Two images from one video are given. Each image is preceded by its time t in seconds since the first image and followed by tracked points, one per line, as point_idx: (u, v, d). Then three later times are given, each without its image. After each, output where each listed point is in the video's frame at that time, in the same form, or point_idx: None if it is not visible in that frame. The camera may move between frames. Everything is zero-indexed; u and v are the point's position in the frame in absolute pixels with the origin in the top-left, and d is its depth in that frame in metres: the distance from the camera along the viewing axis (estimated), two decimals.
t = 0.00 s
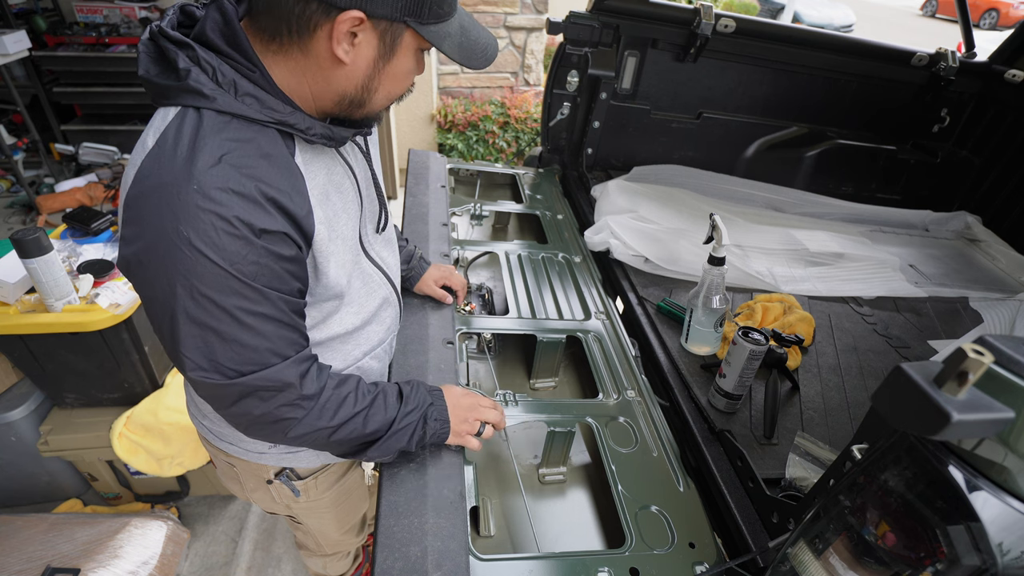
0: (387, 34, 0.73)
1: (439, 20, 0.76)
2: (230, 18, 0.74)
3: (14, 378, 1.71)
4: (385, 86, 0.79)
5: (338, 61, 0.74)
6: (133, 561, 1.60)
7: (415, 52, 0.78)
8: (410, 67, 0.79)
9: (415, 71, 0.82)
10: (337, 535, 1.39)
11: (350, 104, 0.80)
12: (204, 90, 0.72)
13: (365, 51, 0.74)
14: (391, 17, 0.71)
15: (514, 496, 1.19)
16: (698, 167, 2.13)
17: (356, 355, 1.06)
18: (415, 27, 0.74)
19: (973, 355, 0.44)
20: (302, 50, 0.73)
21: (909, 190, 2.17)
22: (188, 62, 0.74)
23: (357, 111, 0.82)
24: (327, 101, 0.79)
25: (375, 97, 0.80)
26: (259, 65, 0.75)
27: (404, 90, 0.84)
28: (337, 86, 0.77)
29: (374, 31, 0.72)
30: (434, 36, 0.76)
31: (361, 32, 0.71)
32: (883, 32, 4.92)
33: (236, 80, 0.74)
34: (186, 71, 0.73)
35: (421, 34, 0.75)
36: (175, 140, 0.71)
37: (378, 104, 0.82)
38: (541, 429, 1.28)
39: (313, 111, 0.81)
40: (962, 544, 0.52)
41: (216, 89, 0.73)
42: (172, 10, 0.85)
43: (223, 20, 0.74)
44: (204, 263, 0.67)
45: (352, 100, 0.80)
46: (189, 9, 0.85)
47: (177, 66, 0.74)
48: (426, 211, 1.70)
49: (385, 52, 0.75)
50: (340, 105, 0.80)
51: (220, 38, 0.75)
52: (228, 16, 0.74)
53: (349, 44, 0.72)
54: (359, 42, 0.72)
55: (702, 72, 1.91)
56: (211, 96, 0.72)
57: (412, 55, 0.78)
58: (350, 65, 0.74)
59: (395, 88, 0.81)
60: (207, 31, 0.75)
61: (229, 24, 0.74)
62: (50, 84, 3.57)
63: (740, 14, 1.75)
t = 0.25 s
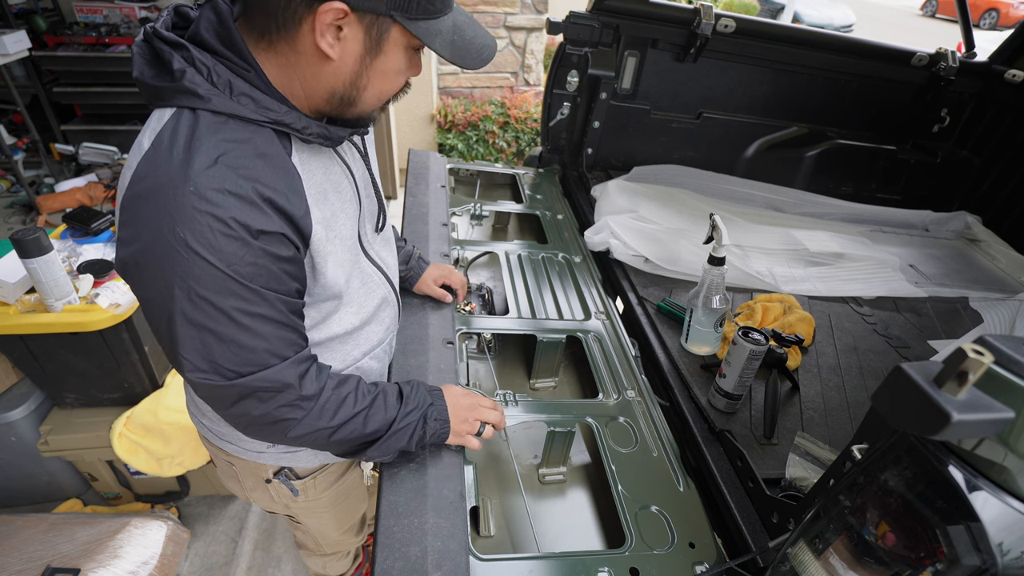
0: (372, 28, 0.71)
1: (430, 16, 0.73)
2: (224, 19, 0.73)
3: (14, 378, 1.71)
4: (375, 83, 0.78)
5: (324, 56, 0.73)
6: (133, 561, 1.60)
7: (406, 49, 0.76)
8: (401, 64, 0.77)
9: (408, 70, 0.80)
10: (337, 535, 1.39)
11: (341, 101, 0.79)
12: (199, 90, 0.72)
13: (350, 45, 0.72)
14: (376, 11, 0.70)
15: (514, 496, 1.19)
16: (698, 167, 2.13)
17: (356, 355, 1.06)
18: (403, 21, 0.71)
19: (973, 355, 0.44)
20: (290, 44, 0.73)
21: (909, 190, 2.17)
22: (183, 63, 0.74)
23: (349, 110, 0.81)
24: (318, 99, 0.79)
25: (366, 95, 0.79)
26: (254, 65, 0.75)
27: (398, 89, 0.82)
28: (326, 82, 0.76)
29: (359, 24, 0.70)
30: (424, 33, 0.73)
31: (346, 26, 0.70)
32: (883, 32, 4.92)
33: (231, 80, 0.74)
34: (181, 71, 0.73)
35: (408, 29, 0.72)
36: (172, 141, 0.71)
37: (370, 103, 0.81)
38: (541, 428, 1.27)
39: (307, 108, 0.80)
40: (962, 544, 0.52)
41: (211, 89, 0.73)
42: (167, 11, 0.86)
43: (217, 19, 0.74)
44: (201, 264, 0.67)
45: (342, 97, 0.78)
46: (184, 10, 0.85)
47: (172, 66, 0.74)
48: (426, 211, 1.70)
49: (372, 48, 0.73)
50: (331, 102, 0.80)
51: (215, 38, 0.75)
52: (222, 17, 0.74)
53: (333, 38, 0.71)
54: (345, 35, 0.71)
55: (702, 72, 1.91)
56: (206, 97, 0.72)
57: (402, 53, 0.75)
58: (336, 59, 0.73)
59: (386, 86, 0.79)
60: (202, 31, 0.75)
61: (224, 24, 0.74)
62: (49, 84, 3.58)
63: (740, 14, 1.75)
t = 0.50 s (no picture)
0: (334, 25, 0.69)
1: (400, 19, 0.70)
2: (219, 20, 0.75)
3: (14, 378, 1.72)
4: (343, 86, 0.75)
5: (290, 51, 0.72)
6: (133, 561, 1.60)
7: (376, 53, 0.73)
8: (370, 68, 0.74)
9: (382, 77, 0.76)
10: (338, 535, 1.39)
11: (312, 102, 0.78)
12: (191, 91, 0.72)
13: (316, 41, 0.71)
14: (337, 7, 0.68)
15: (514, 495, 1.19)
16: (698, 167, 2.13)
17: (354, 355, 1.06)
18: (366, 20, 0.69)
19: (973, 355, 0.44)
20: (267, 39, 0.73)
21: (908, 190, 2.17)
22: (174, 63, 0.74)
23: (323, 114, 0.79)
24: (293, 99, 0.78)
25: (335, 98, 0.77)
26: (247, 66, 0.75)
27: (373, 97, 0.79)
28: (296, 81, 0.75)
29: (321, 20, 0.69)
30: (391, 34, 0.70)
31: (309, 21, 0.69)
32: (883, 32, 4.92)
33: (223, 80, 0.74)
34: (172, 71, 0.73)
35: (374, 28, 0.69)
36: (164, 140, 0.71)
37: (343, 108, 0.78)
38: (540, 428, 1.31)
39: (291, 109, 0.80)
40: (962, 544, 0.52)
41: (203, 89, 0.73)
42: (160, 13, 0.86)
43: (210, 20, 0.76)
44: (194, 264, 0.67)
45: (313, 98, 0.77)
46: (177, 11, 0.86)
47: (164, 67, 0.74)
48: (426, 212, 1.70)
49: (337, 46, 0.71)
50: (304, 103, 0.78)
51: (208, 38, 0.76)
52: (216, 17, 0.76)
53: (299, 33, 0.70)
54: (309, 31, 0.70)
55: (702, 72, 1.91)
56: (197, 96, 0.73)
57: (371, 55, 0.72)
58: (302, 56, 0.72)
59: (356, 90, 0.76)
60: (195, 32, 0.76)
61: (217, 25, 0.75)
62: (49, 84, 3.58)
63: (740, 14, 1.75)
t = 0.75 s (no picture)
0: (322, 26, 0.70)
1: (387, 21, 0.71)
2: (221, 20, 0.78)
3: (14, 378, 1.72)
4: (332, 88, 0.76)
5: (282, 51, 0.73)
6: (133, 561, 1.60)
7: (364, 57, 0.73)
8: (358, 72, 0.74)
9: (373, 82, 0.76)
10: (340, 535, 1.39)
11: (304, 103, 0.79)
12: (188, 88, 0.74)
13: (304, 42, 0.72)
14: (325, 7, 0.69)
15: (514, 495, 1.20)
16: (698, 167, 2.13)
17: (352, 354, 1.09)
18: (352, 21, 0.69)
19: (973, 355, 0.44)
20: (263, 39, 0.76)
21: (908, 190, 2.17)
22: (175, 60, 0.76)
23: (315, 116, 0.80)
24: (287, 99, 0.80)
25: (325, 100, 0.77)
26: (245, 65, 0.78)
27: (365, 102, 0.79)
28: (289, 81, 0.77)
29: (310, 20, 0.70)
30: (376, 38, 0.70)
31: (299, 21, 0.70)
32: (883, 32, 4.92)
33: (220, 79, 0.77)
34: (171, 68, 0.75)
35: (359, 30, 0.70)
36: (152, 135, 0.73)
37: (333, 111, 0.79)
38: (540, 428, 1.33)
39: (286, 109, 0.82)
40: (963, 544, 0.52)
41: (200, 87, 0.75)
42: (166, 10, 0.88)
43: (213, 20, 0.79)
44: (136, 256, 0.67)
45: (304, 98, 0.78)
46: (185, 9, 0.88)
47: (164, 63, 0.76)
48: (426, 211, 1.70)
49: (324, 47, 0.72)
50: (296, 104, 0.79)
51: (209, 37, 0.78)
52: (219, 16, 0.79)
53: (290, 32, 0.72)
54: (299, 30, 0.71)
55: (702, 72, 1.91)
56: (194, 94, 0.75)
57: (358, 59, 0.73)
58: (292, 56, 0.73)
59: (344, 93, 0.76)
60: (197, 30, 0.79)
61: (219, 24, 0.78)
62: (49, 84, 3.58)
63: (740, 14, 1.74)
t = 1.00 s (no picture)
0: (304, 28, 0.69)
1: (370, 23, 0.70)
2: (207, 19, 0.78)
3: (14, 378, 1.72)
4: (316, 90, 0.75)
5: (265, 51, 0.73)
6: (133, 561, 1.60)
7: (348, 60, 0.72)
8: (342, 75, 0.74)
9: (358, 85, 0.76)
10: (338, 535, 1.39)
11: (289, 104, 0.78)
12: (172, 89, 0.74)
13: (288, 42, 0.72)
14: (307, 9, 0.68)
15: (514, 495, 1.20)
16: (698, 167, 2.13)
17: (349, 356, 1.09)
18: (333, 23, 0.69)
19: (973, 355, 0.44)
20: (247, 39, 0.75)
21: (909, 190, 2.17)
22: (160, 61, 0.76)
23: (301, 117, 0.80)
24: (272, 100, 0.79)
25: (310, 102, 0.77)
26: (230, 66, 0.78)
27: (350, 105, 0.78)
28: (274, 82, 0.77)
29: (292, 22, 0.69)
30: (358, 39, 0.70)
31: (281, 22, 0.70)
32: (883, 32, 4.92)
33: (205, 80, 0.76)
34: (156, 69, 0.75)
35: (341, 33, 0.69)
36: (137, 137, 0.73)
37: (319, 112, 0.79)
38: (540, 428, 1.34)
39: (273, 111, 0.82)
40: (963, 544, 0.52)
41: (185, 88, 0.75)
42: (156, 10, 0.87)
43: (199, 19, 0.79)
44: (119, 260, 0.67)
45: (289, 99, 0.78)
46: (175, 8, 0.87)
47: (150, 65, 0.76)
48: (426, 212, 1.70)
49: (307, 48, 0.71)
50: (281, 104, 0.79)
51: (194, 37, 0.78)
52: (204, 15, 0.79)
53: (272, 33, 0.71)
54: (281, 32, 0.71)
55: (702, 72, 1.91)
56: (179, 95, 0.75)
57: (342, 61, 0.72)
58: (276, 56, 0.73)
59: (329, 95, 0.76)
60: (183, 30, 0.78)
61: (204, 25, 0.78)
62: (49, 84, 3.58)
63: (740, 14, 1.74)
